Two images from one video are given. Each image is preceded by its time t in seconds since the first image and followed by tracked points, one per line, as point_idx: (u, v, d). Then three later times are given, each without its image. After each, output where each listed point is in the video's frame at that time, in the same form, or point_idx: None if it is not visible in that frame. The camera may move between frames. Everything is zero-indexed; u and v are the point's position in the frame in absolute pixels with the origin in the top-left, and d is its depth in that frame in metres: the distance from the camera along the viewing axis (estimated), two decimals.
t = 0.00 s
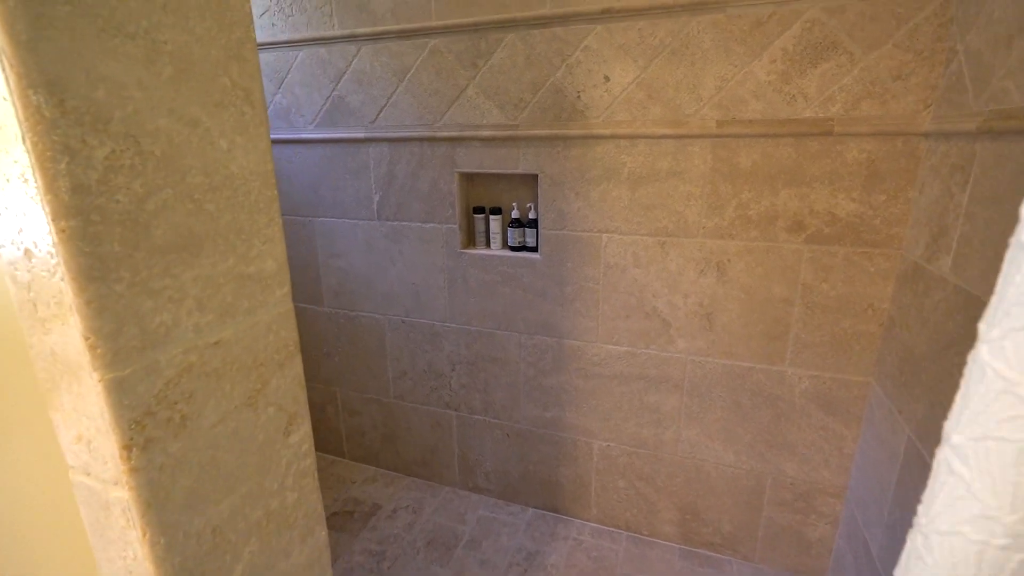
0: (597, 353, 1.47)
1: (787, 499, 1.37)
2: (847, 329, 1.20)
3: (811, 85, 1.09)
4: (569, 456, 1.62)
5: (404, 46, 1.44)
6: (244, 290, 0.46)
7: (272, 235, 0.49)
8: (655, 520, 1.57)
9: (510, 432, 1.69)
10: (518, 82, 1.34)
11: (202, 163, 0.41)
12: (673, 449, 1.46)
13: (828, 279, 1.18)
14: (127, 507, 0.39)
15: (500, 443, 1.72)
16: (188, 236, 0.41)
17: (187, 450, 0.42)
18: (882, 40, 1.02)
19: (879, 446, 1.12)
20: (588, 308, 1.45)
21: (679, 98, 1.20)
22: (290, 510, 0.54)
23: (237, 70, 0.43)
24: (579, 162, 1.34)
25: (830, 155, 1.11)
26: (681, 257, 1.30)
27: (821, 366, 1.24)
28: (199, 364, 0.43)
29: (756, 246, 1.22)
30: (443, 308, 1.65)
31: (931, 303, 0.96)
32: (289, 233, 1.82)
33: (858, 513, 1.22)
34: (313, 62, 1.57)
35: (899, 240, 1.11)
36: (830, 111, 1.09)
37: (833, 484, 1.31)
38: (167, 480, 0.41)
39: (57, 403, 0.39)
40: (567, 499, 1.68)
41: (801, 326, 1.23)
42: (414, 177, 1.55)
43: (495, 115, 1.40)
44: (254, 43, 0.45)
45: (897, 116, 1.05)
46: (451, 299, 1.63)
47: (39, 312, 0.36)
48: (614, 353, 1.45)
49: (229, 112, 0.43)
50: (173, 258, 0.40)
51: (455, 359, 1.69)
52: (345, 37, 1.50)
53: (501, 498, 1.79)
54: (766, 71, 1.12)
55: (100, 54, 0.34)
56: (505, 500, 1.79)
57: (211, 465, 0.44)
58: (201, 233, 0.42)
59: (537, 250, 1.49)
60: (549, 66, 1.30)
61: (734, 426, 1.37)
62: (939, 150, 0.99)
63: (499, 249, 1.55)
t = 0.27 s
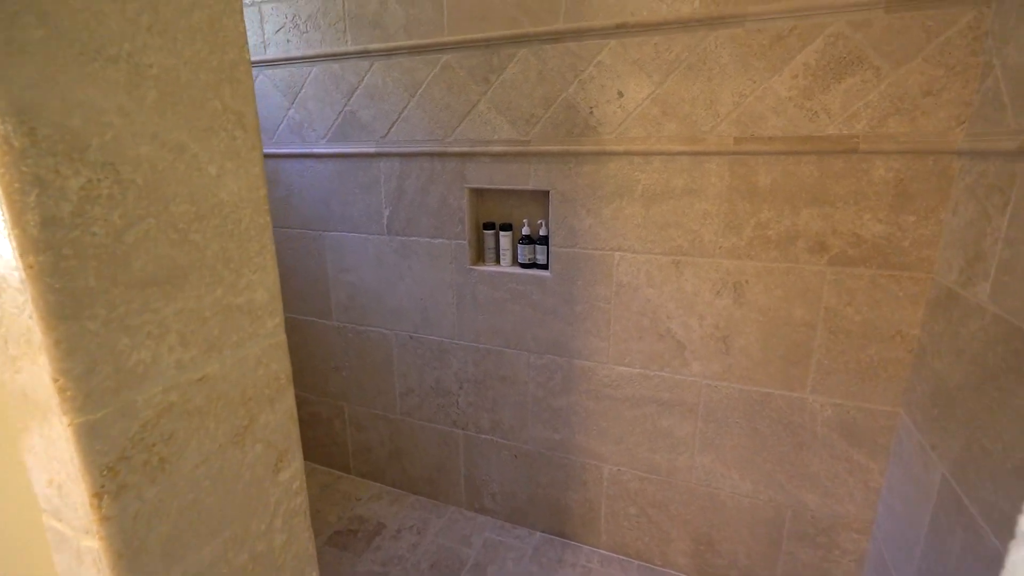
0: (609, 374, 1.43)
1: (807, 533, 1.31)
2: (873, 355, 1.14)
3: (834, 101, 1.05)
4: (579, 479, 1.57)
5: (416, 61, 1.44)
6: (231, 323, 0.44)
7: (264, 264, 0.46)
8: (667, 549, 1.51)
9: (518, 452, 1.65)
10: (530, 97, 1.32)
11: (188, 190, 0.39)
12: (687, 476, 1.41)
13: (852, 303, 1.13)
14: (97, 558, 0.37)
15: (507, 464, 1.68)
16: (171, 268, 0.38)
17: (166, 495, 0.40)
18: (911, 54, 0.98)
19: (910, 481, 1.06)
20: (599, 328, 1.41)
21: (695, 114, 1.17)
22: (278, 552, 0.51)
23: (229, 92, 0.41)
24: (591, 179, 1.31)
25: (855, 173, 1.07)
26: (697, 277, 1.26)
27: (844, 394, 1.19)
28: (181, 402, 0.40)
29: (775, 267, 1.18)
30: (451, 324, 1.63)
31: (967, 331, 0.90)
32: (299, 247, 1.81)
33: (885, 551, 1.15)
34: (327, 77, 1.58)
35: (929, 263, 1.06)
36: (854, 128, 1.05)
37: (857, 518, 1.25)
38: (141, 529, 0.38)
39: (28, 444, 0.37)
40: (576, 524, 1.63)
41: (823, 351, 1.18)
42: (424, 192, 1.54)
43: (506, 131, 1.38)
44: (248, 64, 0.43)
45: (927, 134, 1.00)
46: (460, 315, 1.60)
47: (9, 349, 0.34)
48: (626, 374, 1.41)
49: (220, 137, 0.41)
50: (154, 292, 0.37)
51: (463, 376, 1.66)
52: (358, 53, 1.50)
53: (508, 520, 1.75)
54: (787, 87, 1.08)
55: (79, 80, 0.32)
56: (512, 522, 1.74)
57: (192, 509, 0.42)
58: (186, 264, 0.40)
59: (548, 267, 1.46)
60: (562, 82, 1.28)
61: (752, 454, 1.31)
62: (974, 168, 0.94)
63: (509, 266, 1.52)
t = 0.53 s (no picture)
0: (624, 397, 1.38)
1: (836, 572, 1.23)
2: (908, 384, 1.07)
3: (865, 116, 1.00)
4: (592, 505, 1.51)
5: (431, 76, 1.42)
6: (219, 358, 0.41)
7: (256, 294, 0.43)
8: None
9: (529, 475, 1.60)
10: (545, 112, 1.30)
11: (173, 219, 0.36)
12: (707, 506, 1.34)
13: (885, 328, 1.07)
14: None
15: (518, 486, 1.63)
16: (152, 302, 0.36)
17: (141, 547, 0.36)
18: (949, 67, 0.93)
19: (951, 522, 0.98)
20: (615, 349, 1.36)
21: (717, 129, 1.13)
22: None
23: (219, 114, 0.39)
24: (607, 196, 1.27)
25: (888, 192, 1.01)
26: (718, 298, 1.21)
27: (876, 425, 1.12)
28: (161, 446, 0.37)
29: (802, 289, 1.12)
30: (463, 342, 1.59)
31: (1016, 363, 0.83)
32: (312, 261, 1.81)
33: None
34: (342, 92, 1.57)
35: (970, 288, 0.99)
36: (888, 144, 1.00)
37: (890, 558, 1.17)
38: None
39: None
40: (589, 552, 1.56)
41: (853, 378, 1.12)
42: (437, 208, 1.52)
43: (521, 146, 1.35)
44: (242, 84, 0.41)
45: (967, 150, 0.94)
46: (472, 333, 1.57)
47: None
48: (643, 398, 1.35)
49: (209, 161, 0.38)
50: (133, 328, 0.35)
51: (474, 395, 1.62)
52: (373, 68, 1.49)
53: (518, 545, 1.69)
54: (814, 102, 1.03)
55: (50, 104, 0.29)
56: (523, 547, 1.68)
57: (170, 561, 0.38)
58: (169, 297, 0.37)
59: (562, 285, 1.42)
60: (577, 96, 1.25)
61: (776, 486, 1.25)
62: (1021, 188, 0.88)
63: (523, 283, 1.49)
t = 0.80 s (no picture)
0: (643, 421, 1.32)
1: None
2: (951, 417, 1.00)
3: (903, 131, 0.94)
4: (608, 533, 1.45)
5: (447, 90, 1.41)
6: (203, 400, 0.38)
7: (247, 330, 0.40)
8: None
9: (543, 498, 1.54)
10: (563, 127, 1.26)
11: (153, 253, 0.34)
12: (730, 538, 1.27)
13: (926, 356, 1.00)
14: None
15: (532, 510, 1.57)
16: (129, 343, 0.33)
17: None
18: (995, 79, 0.87)
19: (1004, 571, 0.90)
20: (633, 371, 1.31)
21: (742, 144, 1.08)
22: None
23: (208, 139, 0.36)
24: (626, 213, 1.23)
25: (929, 211, 0.95)
26: (742, 320, 1.15)
27: (916, 459, 1.04)
28: (135, 498, 0.34)
29: (833, 312, 1.06)
30: (476, 360, 1.56)
31: None
32: (326, 275, 1.80)
33: None
34: (359, 107, 1.57)
35: (1021, 314, 0.92)
36: (928, 161, 0.94)
37: None
38: None
39: None
40: None
41: (890, 409, 1.05)
42: (452, 223, 1.49)
43: (538, 161, 1.32)
44: (235, 106, 0.38)
45: (1017, 167, 0.88)
46: (485, 351, 1.53)
47: None
48: (662, 423, 1.30)
49: (196, 189, 0.36)
50: (105, 373, 0.32)
51: (487, 414, 1.58)
52: (389, 83, 1.48)
53: (531, 571, 1.63)
54: (847, 116, 0.98)
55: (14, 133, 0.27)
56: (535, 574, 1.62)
57: None
58: (148, 337, 0.34)
59: (579, 304, 1.38)
60: (596, 111, 1.22)
61: (804, 520, 1.17)
62: None
63: (538, 301, 1.45)
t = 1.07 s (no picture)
0: (663, 447, 1.27)
1: None
2: (1001, 453, 0.93)
3: (945, 147, 0.89)
4: (625, 562, 1.39)
5: (464, 105, 1.39)
6: (188, 445, 0.35)
7: (238, 368, 0.38)
8: None
9: (558, 523, 1.49)
10: (581, 142, 1.24)
11: (135, 291, 0.31)
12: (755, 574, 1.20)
13: (971, 386, 0.93)
14: None
15: (546, 535, 1.52)
16: (107, 388, 0.31)
17: None
18: None
19: None
20: (653, 394, 1.26)
21: (769, 160, 1.03)
22: None
23: (199, 168, 0.34)
24: (646, 231, 1.19)
25: (974, 232, 0.89)
26: (769, 344, 1.09)
27: (960, 497, 0.97)
28: (112, 554, 0.32)
29: (868, 337, 1.00)
30: (491, 378, 1.52)
31: None
32: (342, 289, 1.79)
33: None
34: (376, 122, 1.57)
35: None
36: (972, 178, 0.88)
37: None
38: None
39: None
40: None
41: (932, 442, 0.98)
42: (467, 239, 1.47)
43: (555, 177, 1.29)
44: (230, 133, 0.36)
45: None
46: (500, 369, 1.50)
47: None
48: (683, 449, 1.24)
49: (184, 221, 0.33)
50: (79, 422, 0.30)
51: (502, 434, 1.54)
52: (406, 98, 1.48)
53: None
54: (883, 131, 0.93)
55: None
56: None
57: None
58: (128, 381, 0.32)
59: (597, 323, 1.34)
60: (615, 125, 1.18)
61: (837, 559, 1.10)
62: None
63: (555, 319, 1.41)
